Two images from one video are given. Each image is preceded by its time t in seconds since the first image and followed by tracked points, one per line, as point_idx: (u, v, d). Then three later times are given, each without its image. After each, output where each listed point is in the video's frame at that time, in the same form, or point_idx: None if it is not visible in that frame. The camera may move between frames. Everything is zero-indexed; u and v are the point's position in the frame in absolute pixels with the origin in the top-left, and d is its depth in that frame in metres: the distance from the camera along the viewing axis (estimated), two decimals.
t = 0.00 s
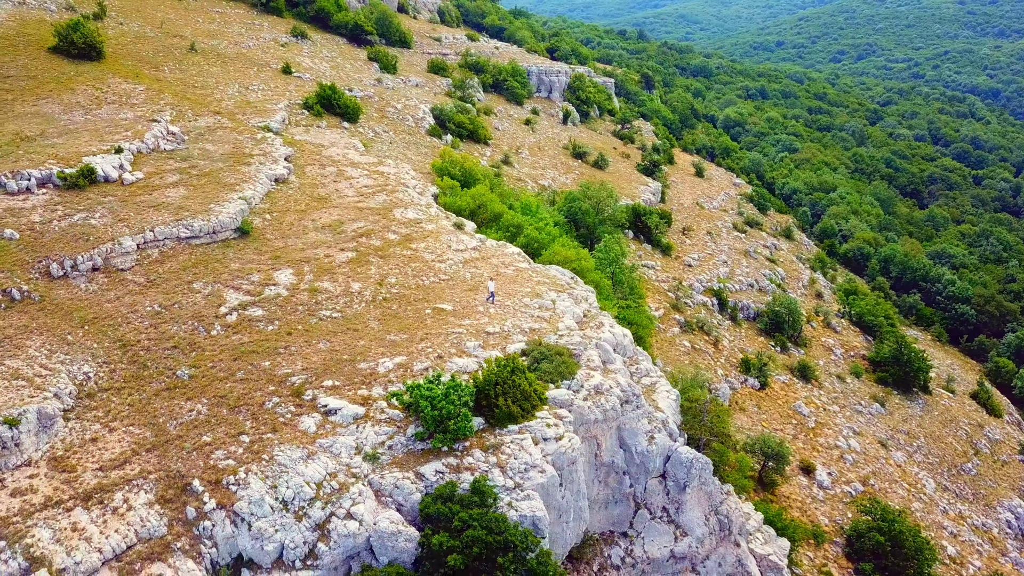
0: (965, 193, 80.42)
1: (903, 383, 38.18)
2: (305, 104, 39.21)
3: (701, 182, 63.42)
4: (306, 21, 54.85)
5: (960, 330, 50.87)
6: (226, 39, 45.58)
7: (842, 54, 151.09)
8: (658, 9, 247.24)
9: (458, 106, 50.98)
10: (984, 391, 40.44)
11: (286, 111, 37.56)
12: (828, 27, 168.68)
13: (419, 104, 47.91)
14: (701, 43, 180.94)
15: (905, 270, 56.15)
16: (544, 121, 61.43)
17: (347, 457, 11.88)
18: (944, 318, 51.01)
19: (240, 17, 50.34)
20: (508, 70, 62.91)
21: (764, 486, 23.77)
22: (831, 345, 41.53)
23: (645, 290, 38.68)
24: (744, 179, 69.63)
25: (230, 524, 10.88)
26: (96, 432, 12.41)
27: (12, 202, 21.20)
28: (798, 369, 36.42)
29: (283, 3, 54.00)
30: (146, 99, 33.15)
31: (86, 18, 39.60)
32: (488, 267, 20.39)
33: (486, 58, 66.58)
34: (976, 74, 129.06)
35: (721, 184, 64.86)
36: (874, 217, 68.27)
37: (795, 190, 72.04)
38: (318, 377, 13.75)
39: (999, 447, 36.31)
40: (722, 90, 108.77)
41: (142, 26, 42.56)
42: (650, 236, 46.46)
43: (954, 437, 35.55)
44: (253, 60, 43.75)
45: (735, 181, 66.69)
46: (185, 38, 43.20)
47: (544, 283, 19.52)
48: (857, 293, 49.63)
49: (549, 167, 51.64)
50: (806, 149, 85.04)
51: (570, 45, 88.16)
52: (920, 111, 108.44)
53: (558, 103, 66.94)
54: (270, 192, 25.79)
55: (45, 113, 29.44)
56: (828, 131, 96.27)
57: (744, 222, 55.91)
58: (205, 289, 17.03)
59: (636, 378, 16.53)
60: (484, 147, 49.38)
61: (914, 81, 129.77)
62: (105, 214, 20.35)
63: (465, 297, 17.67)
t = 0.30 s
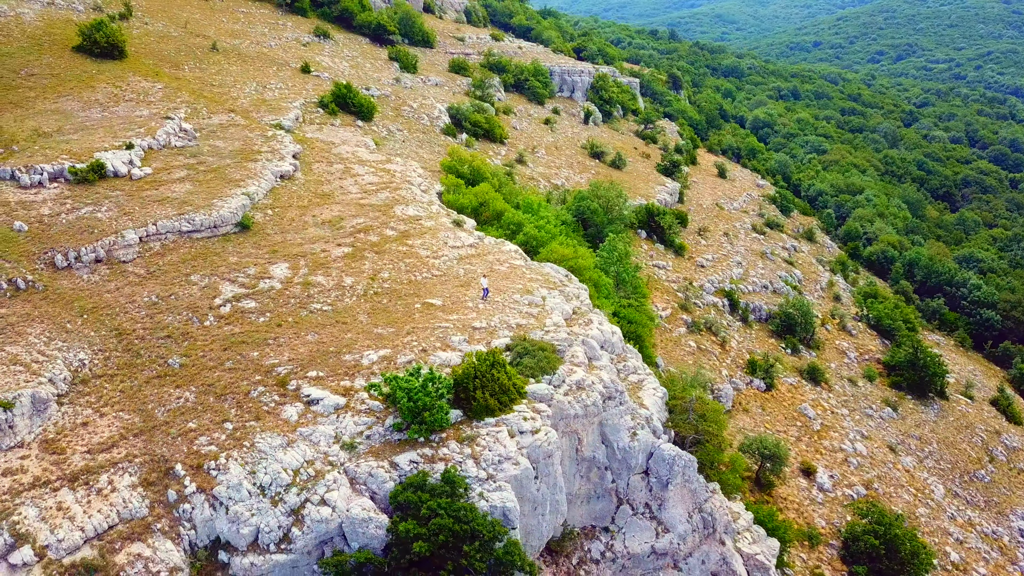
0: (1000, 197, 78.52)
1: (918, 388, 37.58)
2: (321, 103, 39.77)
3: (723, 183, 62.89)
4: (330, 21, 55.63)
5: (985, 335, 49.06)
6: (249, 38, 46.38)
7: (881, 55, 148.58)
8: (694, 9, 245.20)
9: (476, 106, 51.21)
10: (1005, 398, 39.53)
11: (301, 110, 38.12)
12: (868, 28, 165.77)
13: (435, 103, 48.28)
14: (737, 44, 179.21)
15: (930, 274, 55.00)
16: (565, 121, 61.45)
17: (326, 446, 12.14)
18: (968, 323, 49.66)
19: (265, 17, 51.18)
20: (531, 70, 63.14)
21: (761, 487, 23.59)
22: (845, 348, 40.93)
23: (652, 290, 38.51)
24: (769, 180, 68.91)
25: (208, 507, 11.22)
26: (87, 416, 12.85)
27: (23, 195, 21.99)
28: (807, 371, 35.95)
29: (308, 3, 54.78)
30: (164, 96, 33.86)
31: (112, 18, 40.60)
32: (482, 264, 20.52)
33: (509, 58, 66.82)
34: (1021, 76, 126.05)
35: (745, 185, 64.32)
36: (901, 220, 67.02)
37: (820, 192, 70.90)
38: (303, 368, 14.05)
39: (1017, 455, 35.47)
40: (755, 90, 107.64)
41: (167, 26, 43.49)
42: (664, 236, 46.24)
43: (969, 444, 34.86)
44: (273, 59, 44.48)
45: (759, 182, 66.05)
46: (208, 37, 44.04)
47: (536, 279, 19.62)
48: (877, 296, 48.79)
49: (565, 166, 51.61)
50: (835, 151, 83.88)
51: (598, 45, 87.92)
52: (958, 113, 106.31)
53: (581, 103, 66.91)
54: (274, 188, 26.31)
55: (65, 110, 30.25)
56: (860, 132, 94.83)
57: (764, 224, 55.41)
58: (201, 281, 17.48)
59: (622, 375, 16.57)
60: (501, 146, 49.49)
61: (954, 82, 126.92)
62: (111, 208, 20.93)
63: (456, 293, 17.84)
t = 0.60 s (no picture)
0: None
1: (931, 393, 36.96)
2: (335, 101, 40.30)
3: (744, 184, 62.38)
4: (352, 21, 56.30)
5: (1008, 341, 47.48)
6: (269, 38, 47.14)
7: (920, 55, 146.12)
8: (728, 9, 243.10)
9: (491, 105, 51.39)
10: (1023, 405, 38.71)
11: (314, 108, 38.67)
12: (907, 28, 162.91)
13: (450, 102, 48.63)
14: (770, 44, 177.59)
15: (953, 278, 53.89)
16: (585, 121, 61.49)
17: (305, 434, 12.40)
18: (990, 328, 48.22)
19: (288, 17, 51.98)
20: (551, 70, 63.28)
21: (757, 487, 23.19)
22: (857, 351, 40.28)
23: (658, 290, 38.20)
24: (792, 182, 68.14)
25: (189, 491, 11.57)
26: (79, 402, 13.30)
27: (34, 189, 22.81)
28: (815, 373, 35.38)
29: (331, 3, 55.54)
30: (180, 94, 34.54)
31: (136, 18, 41.55)
32: (476, 260, 20.61)
33: (531, 58, 66.99)
34: None
35: (767, 186, 63.77)
36: (927, 223, 65.73)
37: (846, 194, 69.68)
38: (289, 359, 14.38)
39: None
40: (784, 91, 106.56)
41: (190, 25, 44.37)
42: (676, 236, 46.00)
43: (981, 450, 34.25)
44: (292, 59, 45.18)
45: (782, 184, 65.40)
46: (229, 37, 44.83)
47: (528, 276, 19.71)
48: (895, 300, 47.93)
49: (579, 165, 51.58)
50: (863, 152, 82.54)
51: (624, 45, 87.64)
52: (996, 115, 104.24)
53: (602, 103, 66.84)
54: (277, 184, 26.84)
55: (82, 107, 31.03)
56: (891, 134, 93.45)
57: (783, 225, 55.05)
58: (198, 274, 17.94)
59: (608, 372, 16.62)
60: (516, 145, 49.66)
61: (995, 83, 124.22)
62: (116, 202, 21.53)
63: (445, 288, 18.01)
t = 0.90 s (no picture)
0: None
1: (942, 397, 36.43)
2: (347, 100, 40.80)
3: (763, 185, 61.87)
4: (372, 21, 56.84)
5: None
6: (287, 37, 47.74)
7: (958, 56, 143.93)
8: (763, 8, 240.07)
9: (505, 104, 51.53)
10: None
11: (325, 107, 39.14)
12: (944, 27, 160.00)
13: (463, 101, 48.96)
14: (803, 43, 175.42)
15: (975, 282, 52.94)
16: (602, 120, 61.50)
17: (283, 423, 12.70)
18: (1013, 333, 47.71)
19: (308, 17, 52.65)
20: (570, 70, 63.34)
21: (749, 488, 22.97)
22: (867, 354, 39.69)
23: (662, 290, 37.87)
24: (812, 183, 67.42)
25: (169, 476, 11.90)
26: (70, 388, 13.74)
27: (43, 184, 23.53)
28: (819, 375, 34.69)
29: (352, 3, 56.12)
30: (192, 93, 35.13)
31: (155, 18, 42.34)
32: (469, 256, 20.73)
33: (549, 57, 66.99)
34: None
35: (787, 187, 63.28)
36: (950, 226, 64.48)
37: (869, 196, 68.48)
38: (274, 350, 14.72)
39: None
40: (813, 91, 105.29)
41: (210, 25, 45.11)
42: (686, 236, 45.81)
43: (991, 456, 33.71)
44: (308, 58, 45.75)
45: (802, 185, 64.84)
46: (247, 36, 45.49)
47: (518, 273, 19.82)
48: (912, 303, 47.20)
49: (590, 165, 51.51)
50: (890, 153, 81.08)
51: (649, 45, 87.15)
52: None
53: (620, 102, 66.77)
54: (279, 181, 27.39)
55: (96, 104, 31.72)
56: (921, 136, 92.20)
57: (800, 227, 54.76)
58: (194, 267, 18.39)
59: (591, 368, 16.69)
60: (528, 145, 49.92)
61: None
62: (120, 197, 22.07)
63: (434, 284, 18.21)
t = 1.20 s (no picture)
0: None
1: (951, 401, 35.27)
2: (357, 99, 41.26)
3: (781, 187, 61.36)
4: (390, 21, 57.35)
5: None
6: (304, 37, 48.32)
7: (996, 56, 140.86)
8: (796, 7, 237.01)
9: (517, 104, 51.69)
10: None
11: (334, 106, 39.58)
12: (982, 27, 156.83)
13: (475, 100, 49.30)
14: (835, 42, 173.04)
15: (995, 286, 51.84)
16: (618, 120, 61.47)
17: (263, 413, 13.01)
18: None
19: (326, 17, 53.27)
20: (588, 70, 63.36)
21: (741, 487, 22.40)
22: (876, 356, 38.73)
23: (665, 290, 37.38)
24: (831, 184, 66.71)
25: (151, 462, 12.28)
26: (61, 375, 14.19)
27: (49, 179, 24.18)
28: (824, 377, 33.39)
29: (370, 4, 56.69)
30: (204, 91, 35.69)
31: (174, 18, 43.08)
32: (460, 253, 20.87)
33: (566, 58, 66.98)
34: None
35: (805, 189, 62.70)
36: (973, 229, 62.99)
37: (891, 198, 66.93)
38: (259, 342, 15.06)
39: None
40: (841, 92, 103.76)
41: (228, 25, 45.85)
42: (694, 236, 45.49)
43: (1000, 461, 32.44)
44: (322, 57, 46.29)
45: (821, 187, 64.27)
46: (263, 36, 46.12)
47: (507, 270, 19.84)
48: (927, 306, 46.30)
49: (601, 164, 51.41)
50: (915, 155, 79.38)
51: (673, 45, 86.37)
52: None
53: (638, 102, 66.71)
54: (280, 177, 27.92)
55: (108, 102, 32.35)
56: (950, 138, 90.83)
57: (816, 229, 54.28)
58: (189, 260, 18.83)
59: (574, 364, 16.65)
60: (539, 144, 50.04)
61: None
62: (123, 192, 22.61)
63: (422, 280, 18.42)
